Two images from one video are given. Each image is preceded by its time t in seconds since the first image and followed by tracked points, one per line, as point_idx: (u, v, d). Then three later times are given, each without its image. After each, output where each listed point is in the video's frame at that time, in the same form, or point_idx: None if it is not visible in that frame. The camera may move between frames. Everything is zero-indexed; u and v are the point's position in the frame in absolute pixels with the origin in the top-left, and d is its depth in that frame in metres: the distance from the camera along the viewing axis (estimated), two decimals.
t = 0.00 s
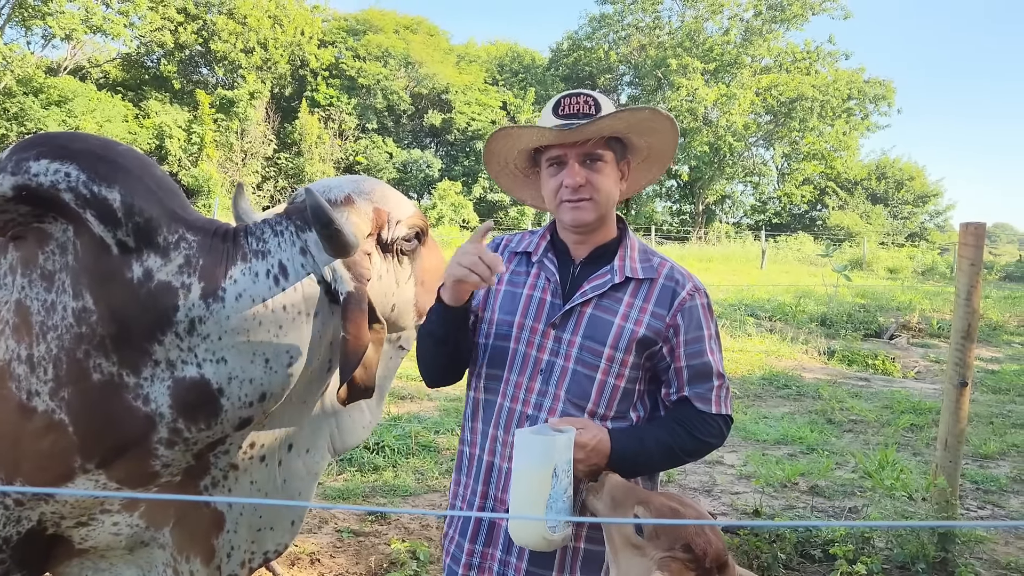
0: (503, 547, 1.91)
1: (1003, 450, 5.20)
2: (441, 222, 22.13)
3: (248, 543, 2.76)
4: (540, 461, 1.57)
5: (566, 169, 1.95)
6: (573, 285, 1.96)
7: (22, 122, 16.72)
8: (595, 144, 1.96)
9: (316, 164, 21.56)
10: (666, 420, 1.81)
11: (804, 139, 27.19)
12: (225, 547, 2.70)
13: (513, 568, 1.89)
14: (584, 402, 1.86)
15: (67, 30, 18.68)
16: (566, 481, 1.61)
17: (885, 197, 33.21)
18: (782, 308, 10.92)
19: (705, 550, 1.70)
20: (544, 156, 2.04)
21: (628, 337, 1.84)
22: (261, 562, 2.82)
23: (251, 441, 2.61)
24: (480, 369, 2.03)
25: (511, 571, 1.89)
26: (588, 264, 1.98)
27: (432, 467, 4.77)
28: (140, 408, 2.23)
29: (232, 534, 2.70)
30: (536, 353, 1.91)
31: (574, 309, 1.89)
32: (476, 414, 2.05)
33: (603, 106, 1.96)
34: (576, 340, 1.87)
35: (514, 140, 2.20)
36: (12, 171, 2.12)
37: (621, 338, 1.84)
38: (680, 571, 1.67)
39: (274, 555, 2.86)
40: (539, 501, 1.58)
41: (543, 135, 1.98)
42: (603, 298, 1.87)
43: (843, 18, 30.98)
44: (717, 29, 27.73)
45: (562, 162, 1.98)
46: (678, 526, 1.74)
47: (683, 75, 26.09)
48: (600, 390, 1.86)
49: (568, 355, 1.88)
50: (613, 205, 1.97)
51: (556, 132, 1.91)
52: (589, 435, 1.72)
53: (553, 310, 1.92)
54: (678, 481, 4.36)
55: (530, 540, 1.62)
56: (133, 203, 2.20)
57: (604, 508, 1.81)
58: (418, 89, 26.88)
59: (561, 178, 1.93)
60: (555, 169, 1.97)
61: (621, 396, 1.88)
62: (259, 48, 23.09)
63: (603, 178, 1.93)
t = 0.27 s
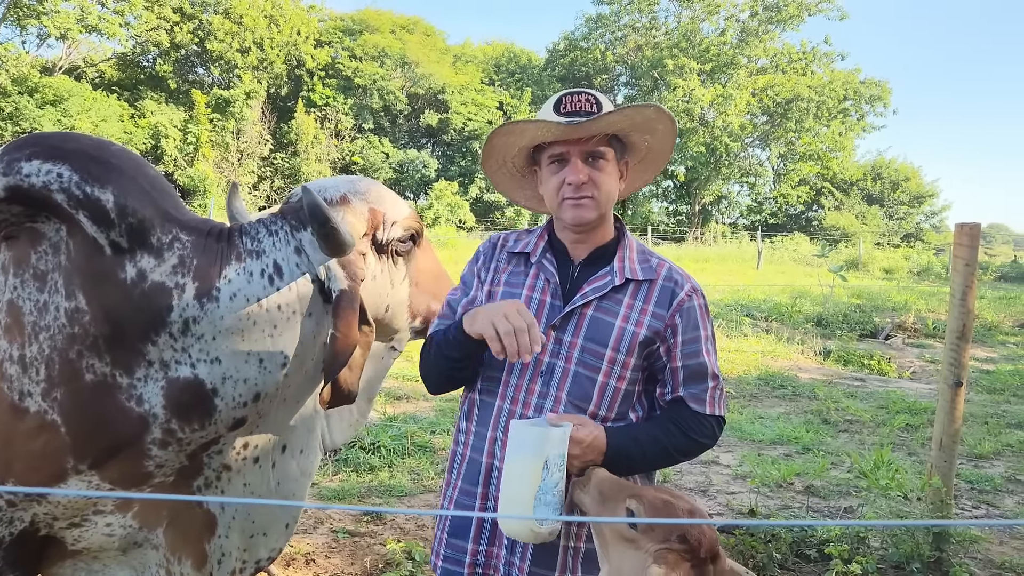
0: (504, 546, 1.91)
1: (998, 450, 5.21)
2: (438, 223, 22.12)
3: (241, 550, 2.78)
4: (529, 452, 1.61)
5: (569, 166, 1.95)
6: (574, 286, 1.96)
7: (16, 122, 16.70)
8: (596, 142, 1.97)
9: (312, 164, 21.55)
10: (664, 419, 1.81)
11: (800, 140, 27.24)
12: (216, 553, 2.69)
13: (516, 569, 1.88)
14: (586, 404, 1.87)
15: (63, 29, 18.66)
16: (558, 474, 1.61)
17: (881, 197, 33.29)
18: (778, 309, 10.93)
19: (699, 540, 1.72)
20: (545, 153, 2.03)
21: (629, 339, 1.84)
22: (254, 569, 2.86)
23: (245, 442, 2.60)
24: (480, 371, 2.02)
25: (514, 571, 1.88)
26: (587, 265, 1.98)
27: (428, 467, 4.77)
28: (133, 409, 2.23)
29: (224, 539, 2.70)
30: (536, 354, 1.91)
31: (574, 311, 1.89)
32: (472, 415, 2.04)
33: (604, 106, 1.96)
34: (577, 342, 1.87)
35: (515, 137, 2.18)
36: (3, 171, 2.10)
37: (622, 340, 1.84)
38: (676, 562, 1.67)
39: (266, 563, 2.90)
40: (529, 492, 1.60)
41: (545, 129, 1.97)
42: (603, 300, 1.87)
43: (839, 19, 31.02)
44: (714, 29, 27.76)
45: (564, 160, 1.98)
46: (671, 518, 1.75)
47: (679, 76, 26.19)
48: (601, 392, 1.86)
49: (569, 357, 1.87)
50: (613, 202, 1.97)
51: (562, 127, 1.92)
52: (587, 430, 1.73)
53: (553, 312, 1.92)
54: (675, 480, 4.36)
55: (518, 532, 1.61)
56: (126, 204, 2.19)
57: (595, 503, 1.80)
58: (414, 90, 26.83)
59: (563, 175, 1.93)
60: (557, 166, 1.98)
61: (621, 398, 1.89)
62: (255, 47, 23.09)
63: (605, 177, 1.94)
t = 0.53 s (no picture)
0: (505, 556, 1.89)
1: (994, 451, 5.22)
2: (435, 223, 22.11)
3: (232, 557, 2.75)
4: (536, 453, 1.61)
5: (572, 164, 1.96)
6: (569, 287, 1.96)
7: (12, 122, 16.66)
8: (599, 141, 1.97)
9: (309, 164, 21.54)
10: (662, 420, 1.82)
11: (797, 140, 27.27)
12: (209, 557, 2.68)
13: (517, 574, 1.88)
14: (584, 405, 1.87)
15: (59, 30, 18.64)
16: (563, 475, 1.60)
17: (878, 198, 33.35)
18: (775, 309, 10.94)
19: (702, 541, 1.77)
20: (548, 149, 2.03)
21: (626, 340, 1.84)
22: None
23: (240, 444, 2.59)
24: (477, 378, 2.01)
25: None
26: (583, 266, 1.98)
27: (425, 468, 4.76)
28: (127, 411, 2.22)
29: (217, 544, 2.69)
30: (533, 357, 1.90)
31: (570, 313, 1.89)
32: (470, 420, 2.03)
33: (609, 107, 1.98)
34: (575, 343, 1.87)
35: (518, 131, 2.17)
36: None
37: (620, 341, 1.84)
38: (680, 563, 1.71)
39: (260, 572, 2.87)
40: (533, 494, 1.59)
41: (550, 124, 1.96)
42: (600, 301, 1.87)
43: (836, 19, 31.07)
44: (711, 30, 27.81)
45: (567, 157, 1.98)
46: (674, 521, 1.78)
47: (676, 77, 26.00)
48: (598, 394, 1.86)
49: (566, 359, 1.87)
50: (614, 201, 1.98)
51: (571, 123, 1.92)
52: (588, 433, 1.69)
53: (549, 314, 1.91)
54: (671, 481, 4.35)
55: (523, 535, 1.60)
56: (121, 205, 2.19)
57: (600, 506, 1.81)
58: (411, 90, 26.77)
59: (568, 171, 1.93)
60: (560, 163, 1.97)
61: (619, 399, 1.89)
62: (252, 48, 23.08)
63: (607, 175, 1.94)
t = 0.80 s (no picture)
0: (498, 554, 1.90)
1: (992, 452, 5.22)
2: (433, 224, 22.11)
3: (231, 552, 2.75)
4: (530, 466, 1.54)
5: (557, 176, 1.97)
6: (563, 288, 1.97)
7: (10, 122, 16.64)
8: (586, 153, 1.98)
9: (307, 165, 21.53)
10: (656, 419, 1.81)
11: (795, 141, 27.30)
12: (208, 555, 2.68)
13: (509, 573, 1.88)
14: (576, 404, 1.86)
15: (57, 30, 18.63)
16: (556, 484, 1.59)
17: (876, 199, 33.39)
18: (773, 310, 10.94)
19: (701, 537, 1.79)
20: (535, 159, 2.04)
21: (620, 340, 1.84)
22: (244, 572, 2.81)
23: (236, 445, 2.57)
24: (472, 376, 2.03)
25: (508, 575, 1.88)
26: (577, 267, 1.99)
27: (423, 469, 4.76)
28: (124, 411, 2.23)
29: (216, 541, 2.69)
30: (527, 356, 1.91)
31: (564, 312, 1.89)
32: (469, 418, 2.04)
33: (595, 114, 1.96)
34: (568, 343, 1.87)
35: (506, 144, 2.19)
36: None
37: (613, 340, 1.84)
38: (679, 558, 1.74)
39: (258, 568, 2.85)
40: (532, 504, 1.56)
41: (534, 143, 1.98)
42: (593, 301, 1.87)
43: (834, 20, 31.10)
44: (709, 31, 27.84)
45: (553, 167, 1.99)
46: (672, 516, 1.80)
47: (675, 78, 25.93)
48: (592, 393, 1.85)
49: (560, 358, 1.87)
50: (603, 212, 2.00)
51: (549, 144, 1.92)
52: (577, 435, 1.71)
53: (544, 313, 1.92)
54: (669, 482, 4.35)
55: (522, 544, 1.60)
56: (118, 205, 2.20)
57: (596, 509, 1.82)
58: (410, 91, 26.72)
59: (553, 186, 1.95)
60: (546, 174, 1.99)
61: (612, 399, 1.88)
62: (250, 49, 23.08)
63: (595, 188, 1.96)
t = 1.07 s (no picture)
0: (488, 549, 1.91)
1: (990, 452, 5.22)
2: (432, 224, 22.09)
3: (231, 552, 2.75)
4: (516, 459, 1.59)
5: (540, 178, 1.95)
6: (559, 286, 1.99)
7: (8, 123, 16.61)
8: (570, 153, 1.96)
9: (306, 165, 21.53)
10: (648, 419, 1.82)
11: (794, 141, 27.31)
12: (209, 555, 2.68)
13: (499, 569, 1.89)
14: (569, 404, 1.88)
15: (55, 31, 18.59)
16: (543, 480, 1.64)
17: (875, 199, 33.41)
18: (772, 310, 10.94)
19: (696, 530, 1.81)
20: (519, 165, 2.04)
21: (613, 340, 1.85)
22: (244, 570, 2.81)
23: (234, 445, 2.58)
24: (467, 367, 2.09)
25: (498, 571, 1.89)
26: (572, 266, 2.00)
27: (422, 469, 4.75)
28: (123, 412, 2.28)
29: (216, 541, 2.69)
30: (521, 355, 1.94)
31: (558, 312, 1.91)
32: (467, 411, 2.09)
33: (575, 113, 1.94)
34: (562, 343, 1.89)
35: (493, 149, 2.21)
36: None
37: (607, 341, 1.86)
38: (677, 556, 1.75)
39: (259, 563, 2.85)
40: (514, 496, 1.61)
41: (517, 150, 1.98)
42: (587, 300, 1.89)
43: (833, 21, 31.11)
44: (708, 31, 27.85)
45: (536, 170, 1.97)
46: (666, 513, 1.80)
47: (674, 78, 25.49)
48: (585, 393, 1.87)
49: (554, 357, 1.90)
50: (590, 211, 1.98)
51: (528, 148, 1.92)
52: (570, 434, 1.73)
53: (539, 313, 1.94)
54: (668, 483, 4.34)
55: (505, 537, 1.65)
56: (117, 205, 2.25)
57: (585, 509, 1.83)
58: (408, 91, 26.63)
59: (537, 187, 1.94)
60: (530, 177, 1.98)
61: (606, 399, 1.90)
62: (249, 49, 23.06)
63: (579, 188, 1.94)
